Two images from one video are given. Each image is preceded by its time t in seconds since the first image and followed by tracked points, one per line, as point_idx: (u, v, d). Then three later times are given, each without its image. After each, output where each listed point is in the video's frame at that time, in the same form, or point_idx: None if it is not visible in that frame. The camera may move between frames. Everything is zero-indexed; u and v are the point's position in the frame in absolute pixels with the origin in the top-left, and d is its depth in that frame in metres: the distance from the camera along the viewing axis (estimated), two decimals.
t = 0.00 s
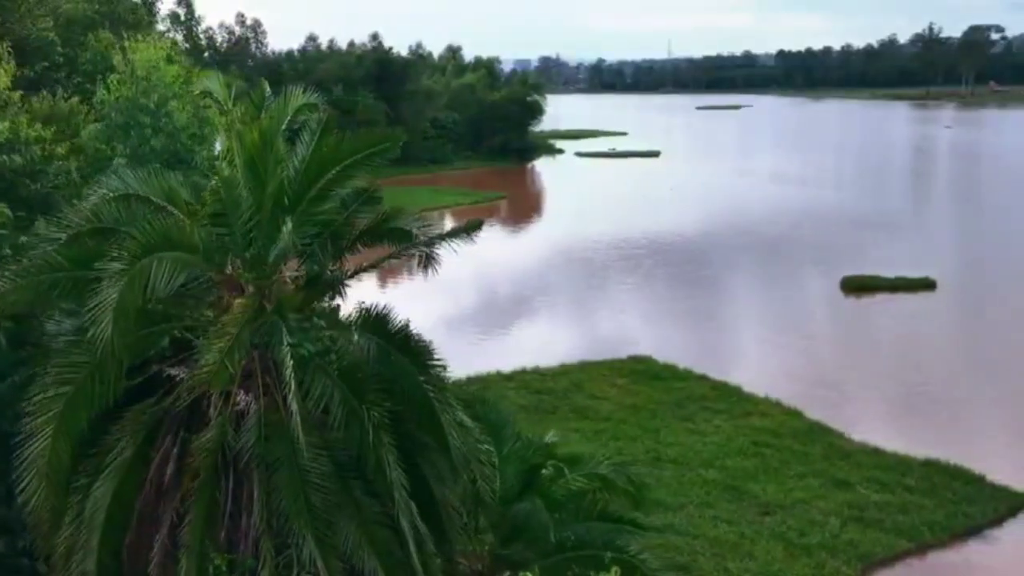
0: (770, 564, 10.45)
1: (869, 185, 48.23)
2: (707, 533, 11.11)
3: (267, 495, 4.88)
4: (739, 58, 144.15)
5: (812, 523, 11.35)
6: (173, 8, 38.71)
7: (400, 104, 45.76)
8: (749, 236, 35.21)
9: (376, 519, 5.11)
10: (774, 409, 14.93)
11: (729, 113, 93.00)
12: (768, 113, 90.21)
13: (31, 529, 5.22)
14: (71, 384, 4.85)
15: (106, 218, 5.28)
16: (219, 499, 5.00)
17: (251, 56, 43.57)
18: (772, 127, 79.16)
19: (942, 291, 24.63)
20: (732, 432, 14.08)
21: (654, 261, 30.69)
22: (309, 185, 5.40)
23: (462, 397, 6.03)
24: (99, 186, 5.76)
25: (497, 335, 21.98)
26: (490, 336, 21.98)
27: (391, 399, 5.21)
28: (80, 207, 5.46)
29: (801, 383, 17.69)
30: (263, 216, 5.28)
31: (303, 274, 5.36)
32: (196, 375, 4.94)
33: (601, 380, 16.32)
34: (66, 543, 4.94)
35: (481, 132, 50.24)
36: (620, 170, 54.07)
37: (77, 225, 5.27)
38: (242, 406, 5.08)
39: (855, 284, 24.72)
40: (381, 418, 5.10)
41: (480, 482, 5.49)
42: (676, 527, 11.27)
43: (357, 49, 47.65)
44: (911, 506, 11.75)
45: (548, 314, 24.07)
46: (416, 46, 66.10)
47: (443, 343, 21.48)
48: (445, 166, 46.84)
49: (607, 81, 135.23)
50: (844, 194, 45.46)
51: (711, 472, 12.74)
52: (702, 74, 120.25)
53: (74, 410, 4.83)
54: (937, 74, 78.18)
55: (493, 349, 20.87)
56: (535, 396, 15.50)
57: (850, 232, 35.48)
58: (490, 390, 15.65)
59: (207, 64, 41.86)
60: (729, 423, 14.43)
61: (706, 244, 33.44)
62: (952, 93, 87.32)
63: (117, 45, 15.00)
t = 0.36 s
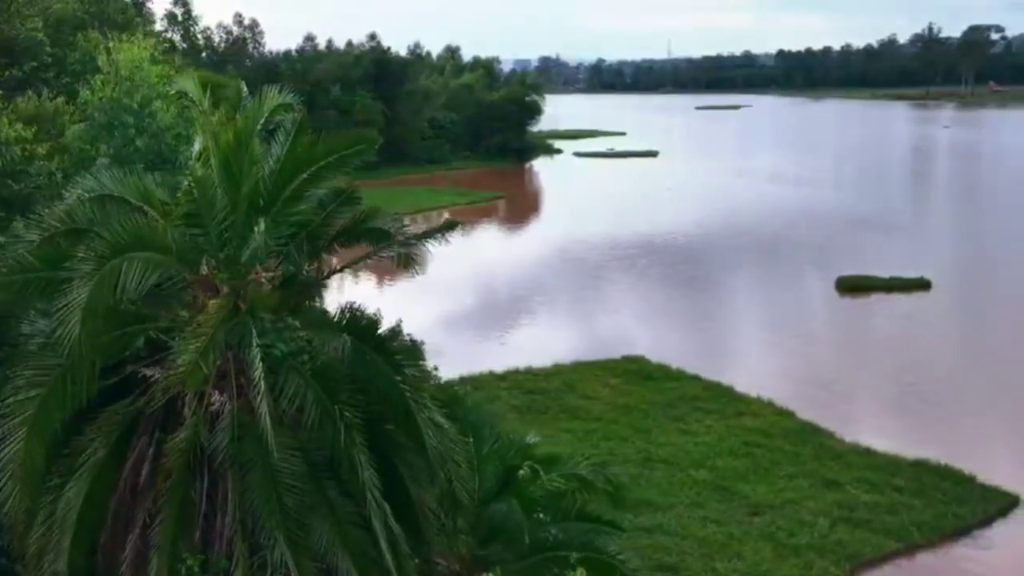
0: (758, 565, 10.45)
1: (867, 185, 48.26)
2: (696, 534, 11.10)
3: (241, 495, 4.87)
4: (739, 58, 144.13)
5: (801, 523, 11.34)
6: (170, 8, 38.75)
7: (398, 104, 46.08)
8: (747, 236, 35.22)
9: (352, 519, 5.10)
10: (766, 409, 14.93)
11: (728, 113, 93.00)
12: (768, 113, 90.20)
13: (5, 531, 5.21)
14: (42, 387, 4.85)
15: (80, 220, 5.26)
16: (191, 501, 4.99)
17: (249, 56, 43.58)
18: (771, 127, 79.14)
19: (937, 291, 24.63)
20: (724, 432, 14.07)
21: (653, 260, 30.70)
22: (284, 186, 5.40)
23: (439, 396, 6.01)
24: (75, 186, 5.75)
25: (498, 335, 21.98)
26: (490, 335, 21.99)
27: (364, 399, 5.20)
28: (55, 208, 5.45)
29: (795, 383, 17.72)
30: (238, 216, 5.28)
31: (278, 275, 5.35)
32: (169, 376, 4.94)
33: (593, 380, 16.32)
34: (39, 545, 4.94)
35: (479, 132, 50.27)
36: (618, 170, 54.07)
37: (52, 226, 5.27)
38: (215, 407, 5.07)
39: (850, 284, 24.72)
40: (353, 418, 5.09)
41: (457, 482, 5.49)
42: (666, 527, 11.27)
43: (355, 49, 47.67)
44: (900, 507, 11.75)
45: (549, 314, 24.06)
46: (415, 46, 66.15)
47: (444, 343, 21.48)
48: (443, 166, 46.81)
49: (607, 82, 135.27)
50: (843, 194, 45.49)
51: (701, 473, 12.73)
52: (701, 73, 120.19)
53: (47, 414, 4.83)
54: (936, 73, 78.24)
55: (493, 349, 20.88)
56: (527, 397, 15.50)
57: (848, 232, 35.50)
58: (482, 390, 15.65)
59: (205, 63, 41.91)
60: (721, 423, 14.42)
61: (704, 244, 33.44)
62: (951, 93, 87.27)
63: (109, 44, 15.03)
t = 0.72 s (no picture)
0: (746, 566, 10.42)
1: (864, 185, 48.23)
2: (683, 534, 11.07)
3: (207, 495, 4.86)
4: (739, 57, 144.16)
5: (789, 524, 11.33)
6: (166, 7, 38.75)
7: (396, 104, 46.04)
8: (745, 235, 35.23)
9: (322, 520, 5.08)
10: (756, 410, 14.91)
11: (727, 113, 92.99)
12: (766, 114, 90.17)
13: None
14: (8, 387, 4.85)
15: (48, 218, 5.27)
16: (159, 503, 4.99)
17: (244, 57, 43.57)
18: (770, 127, 79.12)
19: (932, 291, 24.62)
20: (713, 432, 14.06)
21: (651, 261, 30.69)
22: (252, 187, 5.42)
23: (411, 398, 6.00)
24: (46, 186, 5.75)
25: (498, 335, 21.97)
26: (490, 335, 21.99)
27: (332, 399, 5.20)
28: (26, 209, 5.45)
29: (788, 383, 17.72)
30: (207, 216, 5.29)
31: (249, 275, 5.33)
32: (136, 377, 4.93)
33: (585, 380, 16.32)
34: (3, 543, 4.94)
35: (477, 131, 50.23)
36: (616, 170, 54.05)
37: (21, 226, 5.26)
38: (185, 407, 5.06)
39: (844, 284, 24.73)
40: (319, 418, 5.08)
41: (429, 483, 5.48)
42: (654, 528, 11.25)
43: (352, 49, 47.65)
44: (887, 507, 11.73)
45: (549, 313, 24.06)
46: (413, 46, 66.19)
47: (446, 343, 21.48)
48: (440, 166, 46.80)
49: (606, 83, 135.28)
50: (840, 194, 45.48)
51: (690, 473, 12.71)
52: (701, 73, 120.19)
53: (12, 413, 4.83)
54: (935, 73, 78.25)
55: (491, 349, 20.88)
56: (518, 397, 15.49)
57: (845, 232, 35.52)
58: (473, 390, 15.64)
59: (202, 63, 41.91)
60: (711, 423, 14.41)
61: (700, 244, 33.43)
62: (951, 93, 87.23)
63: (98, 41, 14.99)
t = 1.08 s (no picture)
0: (733, 567, 10.41)
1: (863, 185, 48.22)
2: (671, 535, 11.07)
3: (178, 494, 4.85)
4: (739, 57, 144.16)
5: (778, 525, 11.32)
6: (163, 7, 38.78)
7: (393, 104, 46.03)
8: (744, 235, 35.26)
9: (294, 520, 5.07)
10: (747, 410, 14.90)
11: (726, 112, 92.97)
12: (766, 113, 90.16)
13: None
14: None
15: (23, 218, 5.26)
16: (132, 502, 4.97)
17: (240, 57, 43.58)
18: (769, 127, 79.11)
19: (925, 291, 24.63)
20: (704, 432, 14.05)
21: (649, 261, 30.69)
22: (226, 186, 5.38)
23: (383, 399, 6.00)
24: (21, 187, 5.75)
25: (501, 335, 21.98)
26: (494, 336, 21.98)
27: (305, 398, 5.19)
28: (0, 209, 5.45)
29: (783, 383, 17.71)
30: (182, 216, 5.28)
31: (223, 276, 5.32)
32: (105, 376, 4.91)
33: (577, 380, 16.31)
34: None
35: (475, 131, 50.23)
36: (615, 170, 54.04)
37: None
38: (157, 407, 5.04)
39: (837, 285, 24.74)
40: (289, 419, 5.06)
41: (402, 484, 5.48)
42: (643, 529, 11.24)
43: (350, 49, 47.67)
44: (876, 508, 11.73)
45: (551, 313, 24.05)
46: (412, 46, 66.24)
47: (450, 343, 21.48)
48: (438, 166, 46.81)
49: (605, 83, 135.24)
50: (838, 194, 45.47)
51: (680, 473, 12.70)
52: (700, 73, 120.14)
53: None
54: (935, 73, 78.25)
55: (491, 349, 20.89)
56: (510, 397, 15.49)
57: (842, 232, 35.55)
58: (465, 391, 15.63)
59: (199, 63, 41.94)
60: (702, 423, 14.39)
61: (697, 244, 33.43)
62: (951, 92, 87.19)
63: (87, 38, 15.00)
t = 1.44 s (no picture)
0: (718, 567, 10.41)
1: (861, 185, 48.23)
2: (658, 536, 11.06)
3: (145, 496, 4.84)
4: (738, 57, 144.17)
5: (764, 526, 11.32)
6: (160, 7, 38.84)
7: (390, 104, 46.03)
8: (741, 235, 35.29)
9: (262, 522, 5.07)
10: (737, 411, 14.89)
11: (725, 112, 93.01)
12: (764, 113, 90.19)
13: None
14: None
15: None
16: (102, 501, 4.97)
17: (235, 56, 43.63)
18: (767, 127, 79.13)
19: (919, 291, 24.63)
20: (693, 433, 14.05)
21: (646, 261, 30.71)
22: (193, 187, 5.41)
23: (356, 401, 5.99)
24: None
25: (500, 335, 22.00)
26: (493, 336, 22.01)
27: (272, 398, 5.19)
28: None
29: (777, 383, 17.72)
30: (151, 216, 5.29)
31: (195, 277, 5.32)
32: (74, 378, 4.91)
33: (568, 381, 16.31)
34: None
35: (473, 130, 50.24)
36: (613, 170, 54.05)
37: None
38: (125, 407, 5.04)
39: (831, 285, 24.76)
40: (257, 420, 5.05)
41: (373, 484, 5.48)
42: (629, 530, 11.24)
43: (347, 49, 47.69)
44: (863, 509, 11.72)
45: (549, 313, 24.08)
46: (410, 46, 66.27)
47: (449, 343, 21.52)
48: (436, 166, 46.84)
49: (604, 83, 135.26)
50: (835, 194, 45.48)
51: (668, 474, 12.68)
52: (699, 72, 120.16)
53: None
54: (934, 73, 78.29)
55: (490, 349, 20.92)
56: (501, 398, 15.50)
57: (839, 232, 35.58)
58: (455, 392, 15.64)
59: (196, 63, 41.99)
60: (692, 424, 14.38)
61: (694, 244, 33.42)
62: (949, 93, 87.20)
63: (75, 37, 15.04)
